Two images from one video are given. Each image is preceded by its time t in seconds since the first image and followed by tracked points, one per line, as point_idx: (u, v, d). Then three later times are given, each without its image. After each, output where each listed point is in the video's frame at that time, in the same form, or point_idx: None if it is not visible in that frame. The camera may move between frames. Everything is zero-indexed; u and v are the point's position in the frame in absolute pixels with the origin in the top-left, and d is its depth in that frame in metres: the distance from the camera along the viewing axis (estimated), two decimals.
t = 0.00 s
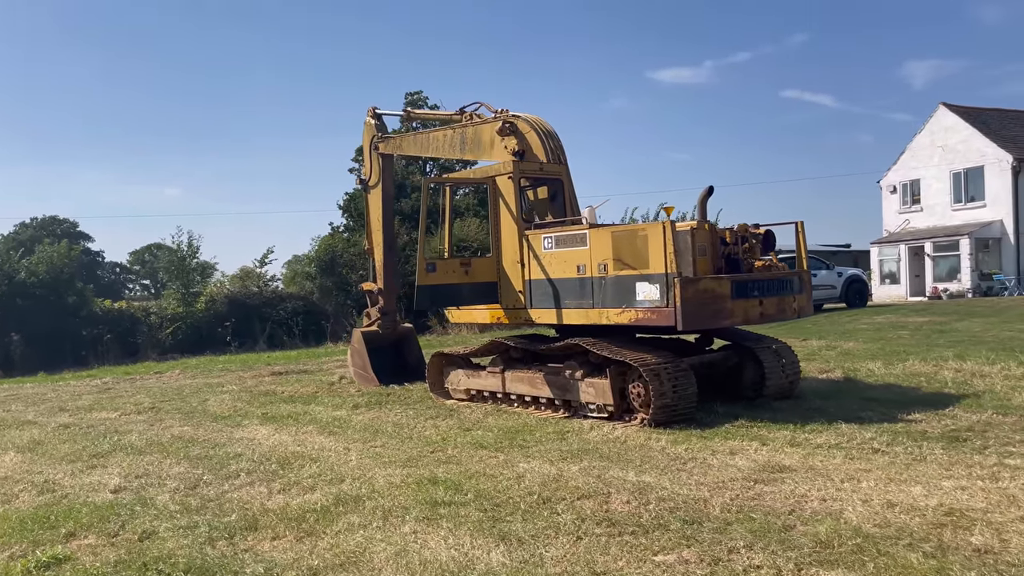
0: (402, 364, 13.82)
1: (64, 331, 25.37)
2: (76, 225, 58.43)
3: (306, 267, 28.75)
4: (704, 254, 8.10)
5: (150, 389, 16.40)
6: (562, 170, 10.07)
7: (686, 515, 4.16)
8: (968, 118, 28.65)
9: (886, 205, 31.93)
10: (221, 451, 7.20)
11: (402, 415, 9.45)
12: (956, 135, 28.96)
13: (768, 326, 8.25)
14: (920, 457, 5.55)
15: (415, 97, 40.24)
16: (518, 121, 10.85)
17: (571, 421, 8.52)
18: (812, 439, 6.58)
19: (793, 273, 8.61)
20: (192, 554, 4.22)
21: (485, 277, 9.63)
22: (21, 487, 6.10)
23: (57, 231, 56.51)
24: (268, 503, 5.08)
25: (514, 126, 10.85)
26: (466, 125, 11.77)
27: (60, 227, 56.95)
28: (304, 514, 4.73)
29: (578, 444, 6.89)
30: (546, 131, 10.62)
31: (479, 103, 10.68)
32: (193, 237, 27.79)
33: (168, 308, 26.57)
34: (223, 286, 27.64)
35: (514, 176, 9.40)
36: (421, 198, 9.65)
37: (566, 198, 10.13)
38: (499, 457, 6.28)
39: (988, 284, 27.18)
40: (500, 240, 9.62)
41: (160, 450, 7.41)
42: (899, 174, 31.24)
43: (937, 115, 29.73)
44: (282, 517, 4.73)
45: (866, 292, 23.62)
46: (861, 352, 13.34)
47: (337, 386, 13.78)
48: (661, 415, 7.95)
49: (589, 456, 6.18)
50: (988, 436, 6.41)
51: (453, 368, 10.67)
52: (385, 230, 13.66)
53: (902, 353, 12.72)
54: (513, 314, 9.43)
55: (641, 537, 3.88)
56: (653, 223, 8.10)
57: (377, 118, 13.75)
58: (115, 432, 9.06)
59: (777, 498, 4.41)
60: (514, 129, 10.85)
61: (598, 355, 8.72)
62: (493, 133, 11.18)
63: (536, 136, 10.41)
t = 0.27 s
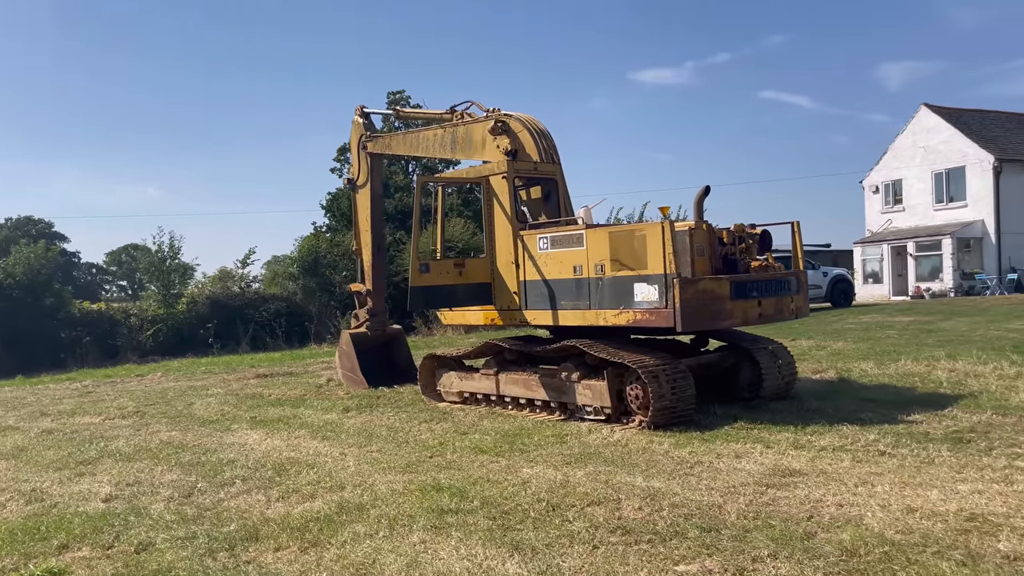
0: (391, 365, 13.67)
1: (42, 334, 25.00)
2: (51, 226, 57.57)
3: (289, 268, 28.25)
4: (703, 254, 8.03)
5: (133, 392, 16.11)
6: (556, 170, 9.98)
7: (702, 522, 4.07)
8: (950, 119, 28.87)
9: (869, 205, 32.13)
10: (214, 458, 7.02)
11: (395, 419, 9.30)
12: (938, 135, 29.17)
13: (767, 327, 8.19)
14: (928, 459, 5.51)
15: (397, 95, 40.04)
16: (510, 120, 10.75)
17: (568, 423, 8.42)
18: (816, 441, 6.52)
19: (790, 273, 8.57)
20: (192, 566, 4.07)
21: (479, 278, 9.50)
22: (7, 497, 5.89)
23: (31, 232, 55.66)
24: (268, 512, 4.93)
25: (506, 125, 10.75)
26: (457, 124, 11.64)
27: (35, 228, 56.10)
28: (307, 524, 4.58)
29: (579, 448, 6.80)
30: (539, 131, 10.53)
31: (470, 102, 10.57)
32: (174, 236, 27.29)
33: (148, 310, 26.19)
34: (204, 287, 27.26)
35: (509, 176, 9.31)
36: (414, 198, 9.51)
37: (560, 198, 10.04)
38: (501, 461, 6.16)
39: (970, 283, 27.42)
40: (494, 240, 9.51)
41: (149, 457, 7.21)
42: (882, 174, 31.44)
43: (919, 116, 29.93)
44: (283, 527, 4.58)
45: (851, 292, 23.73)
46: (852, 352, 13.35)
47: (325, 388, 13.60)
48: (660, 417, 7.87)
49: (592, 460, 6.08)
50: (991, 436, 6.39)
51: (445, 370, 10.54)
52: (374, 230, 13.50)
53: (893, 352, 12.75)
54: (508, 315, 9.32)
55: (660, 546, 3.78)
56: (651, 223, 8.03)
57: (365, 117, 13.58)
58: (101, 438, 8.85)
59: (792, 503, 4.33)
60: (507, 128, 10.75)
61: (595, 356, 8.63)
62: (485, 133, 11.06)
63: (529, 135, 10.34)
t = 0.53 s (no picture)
0: (381, 365, 13.51)
1: (22, 333, 24.56)
2: (29, 224, 56.74)
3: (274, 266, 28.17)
4: (702, 252, 7.95)
5: (116, 393, 15.83)
6: (551, 166, 9.86)
7: (719, 525, 3.97)
8: (934, 118, 29.03)
9: (853, 204, 32.27)
10: (206, 460, 6.85)
11: (389, 419, 9.15)
12: (922, 135, 29.32)
13: (766, 325, 8.12)
14: (938, 459, 5.44)
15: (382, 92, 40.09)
16: (504, 116, 10.62)
17: (566, 423, 8.31)
18: (820, 441, 6.45)
19: (789, 271, 8.50)
20: None
21: (474, 276, 9.37)
22: None
23: (9, 231, 54.84)
24: (269, 516, 4.78)
25: (499, 121, 10.63)
26: (449, 120, 11.50)
27: (12, 227, 55.29)
28: (310, 530, 4.44)
29: (581, 448, 6.68)
30: (533, 127, 10.41)
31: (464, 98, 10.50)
32: (157, 234, 26.96)
33: (130, 309, 25.83)
34: (188, 286, 26.93)
35: (504, 173, 9.19)
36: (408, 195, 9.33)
37: (556, 195, 9.92)
38: (503, 463, 6.03)
39: (954, 282, 27.62)
40: (489, 238, 9.38)
41: (139, 460, 7.02)
42: (866, 173, 31.58)
43: (903, 115, 30.08)
44: (286, 533, 4.44)
45: (838, 290, 23.81)
46: (844, 351, 13.34)
47: (314, 388, 13.41)
48: (660, 416, 7.78)
49: (596, 461, 5.97)
50: (996, 436, 6.35)
51: (439, 369, 10.40)
52: (363, 228, 13.33)
53: (885, 351, 12.74)
54: (503, 314, 9.20)
55: (680, 551, 3.67)
56: (651, 220, 7.93)
57: (354, 113, 13.40)
58: (87, 440, 8.63)
59: (809, 505, 4.24)
60: (500, 124, 10.62)
61: (593, 355, 8.52)
62: (478, 129, 10.92)
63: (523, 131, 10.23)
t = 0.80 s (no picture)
0: (374, 363, 13.35)
1: (5, 331, 24.15)
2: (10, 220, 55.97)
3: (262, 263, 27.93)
4: (707, 250, 7.85)
5: (103, 391, 15.55)
6: (551, 162, 9.71)
7: (743, 529, 3.86)
8: (923, 118, 29.13)
9: (842, 202, 32.35)
10: (203, 461, 6.67)
11: (386, 418, 9.00)
12: (911, 134, 29.41)
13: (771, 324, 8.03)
14: (955, 460, 5.36)
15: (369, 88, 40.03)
16: (502, 112, 10.48)
17: (568, 423, 8.19)
18: (831, 441, 6.37)
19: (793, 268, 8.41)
20: None
21: (474, 273, 9.22)
22: None
23: None
24: (273, 520, 4.63)
25: (497, 116, 10.49)
26: (445, 115, 11.34)
27: None
28: (318, 533, 4.30)
29: (587, 448, 6.56)
30: (532, 123, 10.28)
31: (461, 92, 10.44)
32: (142, 230, 26.58)
33: (116, 306, 25.46)
34: (175, 283, 26.58)
35: (505, 168, 9.04)
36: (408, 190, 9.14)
37: (555, 191, 9.78)
38: (511, 464, 5.89)
39: (942, 281, 27.74)
40: (488, 234, 9.24)
41: (133, 461, 6.83)
42: (855, 172, 31.66)
43: (893, 115, 30.17)
44: (293, 537, 4.29)
45: (828, 289, 23.84)
46: (840, 349, 13.30)
47: (307, 386, 13.23)
48: (664, 416, 7.68)
49: (605, 461, 5.85)
50: (1007, 436, 6.28)
51: (436, 368, 10.26)
52: (357, 224, 13.16)
53: (881, 350, 12.71)
54: (503, 311, 9.07)
55: (708, 556, 3.56)
56: (655, 217, 7.82)
57: (347, 108, 13.22)
58: (77, 439, 8.42)
59: (833, 508, 4.14)
60: (498, 119, 10.48)
61: (595, 353, 8.39)
62: (475, 124, 10.77)
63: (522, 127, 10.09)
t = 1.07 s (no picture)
0: (368, 363, 13.20)
1: None
2: None
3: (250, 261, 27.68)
4: (711, 250, 7.75)
5: (91, 390, 15.30)
6: (551, 161, 9.58)
7: (766, 539, 3.76)
8: (914, 120, 29.22)
9: (833, 204, 32.40)
10: (200, 464, 6.51)
11: (383, 420, 8.86)
12: (902, 136, 29.50)
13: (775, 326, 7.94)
14: (968, 466, 5.29)
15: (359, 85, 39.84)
16: (501, 109, 10.35)
17: (569, 426, 8.07)
18: (839, 445, 6.28)
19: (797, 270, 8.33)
20: None
21: (473, 273, 9.08)
22: None
23: None
24: (277, 527, 4.49)
25: (496, 114, 10.36)
26: (443, 113, 11.21)
27: None
28: (325, 542, 4.16)
29: (593, 452, 6.45)
30: (531, 121, 10.16)
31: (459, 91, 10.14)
32: (130, 226, 26.22)
33: (102, 303, 25.09)
34: (162, 280, 26.28)
35: (505, 166, 8.91)
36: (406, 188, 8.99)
37: (555, 190, 9.66)
38: (517, 469, 5.76)
39: (933, 283, 27.85)
40: (488, 233, 9.11)
41: (126, 464, 6.66)
42: (846, 174, 31.73)
43: (883, 117, 30.25)
44: (299, 546, 4.15)
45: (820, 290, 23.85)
46: (837, 351, 13.26)
47: (299, 387, 13.06)
48: (667, 419, 7.58)
49: (613, 466, 5.74)
50: (1017, 441, 6.21)
51: (433, 368, 10.13)
52: (351, 223, 12.99)
53: (878, 352, 12.67)
54: (503, 312, 8.95)
55: (732, 568, 3.45)
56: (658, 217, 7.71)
57: (342, 104, 13.06)
58: (67, 441, 8.23)
59: (855, 517, 4.04)
60: (497, 117, 10.35)
61: (596, 355, 8.28)
62: (473, 121, 10.65)
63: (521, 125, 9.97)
